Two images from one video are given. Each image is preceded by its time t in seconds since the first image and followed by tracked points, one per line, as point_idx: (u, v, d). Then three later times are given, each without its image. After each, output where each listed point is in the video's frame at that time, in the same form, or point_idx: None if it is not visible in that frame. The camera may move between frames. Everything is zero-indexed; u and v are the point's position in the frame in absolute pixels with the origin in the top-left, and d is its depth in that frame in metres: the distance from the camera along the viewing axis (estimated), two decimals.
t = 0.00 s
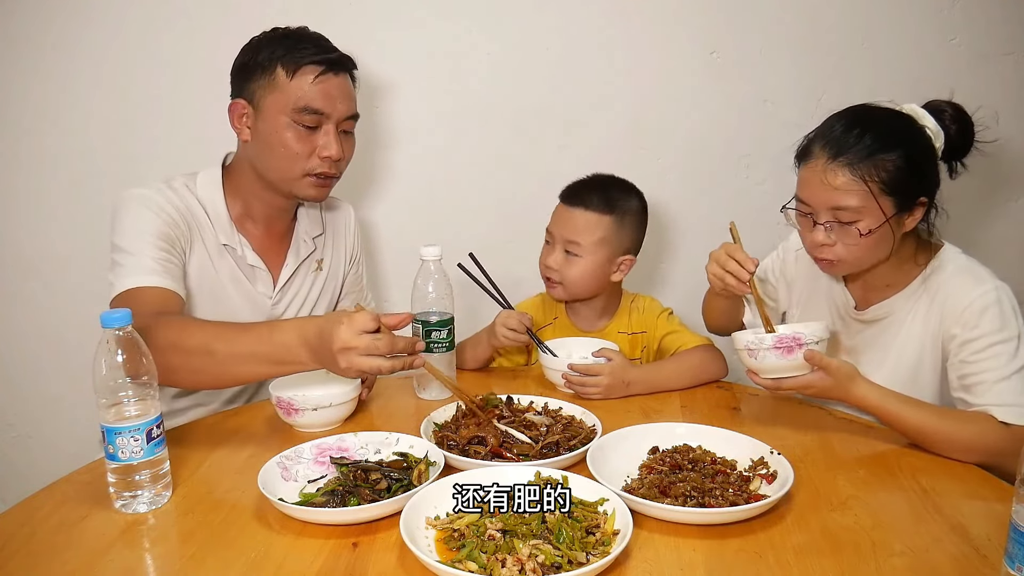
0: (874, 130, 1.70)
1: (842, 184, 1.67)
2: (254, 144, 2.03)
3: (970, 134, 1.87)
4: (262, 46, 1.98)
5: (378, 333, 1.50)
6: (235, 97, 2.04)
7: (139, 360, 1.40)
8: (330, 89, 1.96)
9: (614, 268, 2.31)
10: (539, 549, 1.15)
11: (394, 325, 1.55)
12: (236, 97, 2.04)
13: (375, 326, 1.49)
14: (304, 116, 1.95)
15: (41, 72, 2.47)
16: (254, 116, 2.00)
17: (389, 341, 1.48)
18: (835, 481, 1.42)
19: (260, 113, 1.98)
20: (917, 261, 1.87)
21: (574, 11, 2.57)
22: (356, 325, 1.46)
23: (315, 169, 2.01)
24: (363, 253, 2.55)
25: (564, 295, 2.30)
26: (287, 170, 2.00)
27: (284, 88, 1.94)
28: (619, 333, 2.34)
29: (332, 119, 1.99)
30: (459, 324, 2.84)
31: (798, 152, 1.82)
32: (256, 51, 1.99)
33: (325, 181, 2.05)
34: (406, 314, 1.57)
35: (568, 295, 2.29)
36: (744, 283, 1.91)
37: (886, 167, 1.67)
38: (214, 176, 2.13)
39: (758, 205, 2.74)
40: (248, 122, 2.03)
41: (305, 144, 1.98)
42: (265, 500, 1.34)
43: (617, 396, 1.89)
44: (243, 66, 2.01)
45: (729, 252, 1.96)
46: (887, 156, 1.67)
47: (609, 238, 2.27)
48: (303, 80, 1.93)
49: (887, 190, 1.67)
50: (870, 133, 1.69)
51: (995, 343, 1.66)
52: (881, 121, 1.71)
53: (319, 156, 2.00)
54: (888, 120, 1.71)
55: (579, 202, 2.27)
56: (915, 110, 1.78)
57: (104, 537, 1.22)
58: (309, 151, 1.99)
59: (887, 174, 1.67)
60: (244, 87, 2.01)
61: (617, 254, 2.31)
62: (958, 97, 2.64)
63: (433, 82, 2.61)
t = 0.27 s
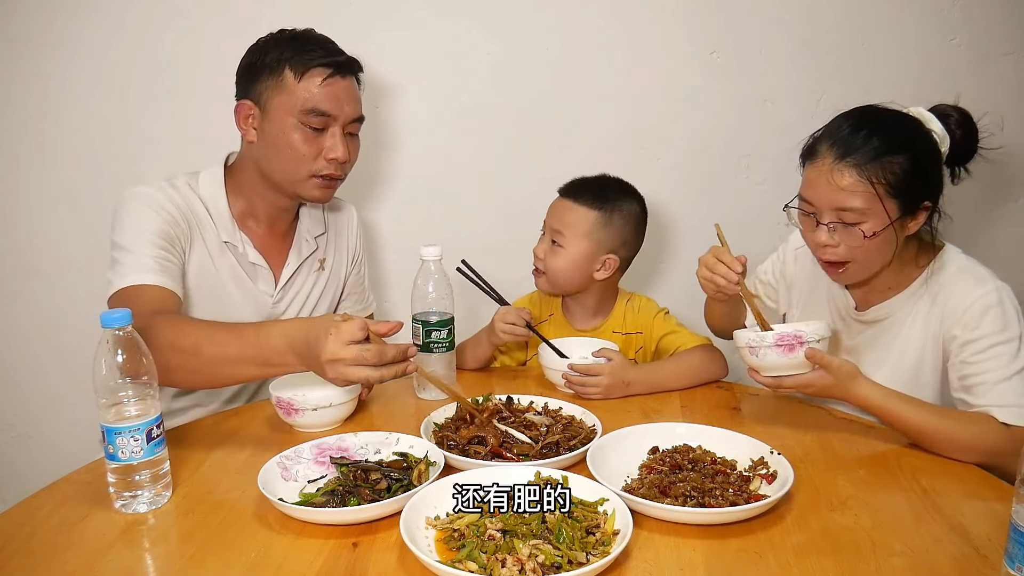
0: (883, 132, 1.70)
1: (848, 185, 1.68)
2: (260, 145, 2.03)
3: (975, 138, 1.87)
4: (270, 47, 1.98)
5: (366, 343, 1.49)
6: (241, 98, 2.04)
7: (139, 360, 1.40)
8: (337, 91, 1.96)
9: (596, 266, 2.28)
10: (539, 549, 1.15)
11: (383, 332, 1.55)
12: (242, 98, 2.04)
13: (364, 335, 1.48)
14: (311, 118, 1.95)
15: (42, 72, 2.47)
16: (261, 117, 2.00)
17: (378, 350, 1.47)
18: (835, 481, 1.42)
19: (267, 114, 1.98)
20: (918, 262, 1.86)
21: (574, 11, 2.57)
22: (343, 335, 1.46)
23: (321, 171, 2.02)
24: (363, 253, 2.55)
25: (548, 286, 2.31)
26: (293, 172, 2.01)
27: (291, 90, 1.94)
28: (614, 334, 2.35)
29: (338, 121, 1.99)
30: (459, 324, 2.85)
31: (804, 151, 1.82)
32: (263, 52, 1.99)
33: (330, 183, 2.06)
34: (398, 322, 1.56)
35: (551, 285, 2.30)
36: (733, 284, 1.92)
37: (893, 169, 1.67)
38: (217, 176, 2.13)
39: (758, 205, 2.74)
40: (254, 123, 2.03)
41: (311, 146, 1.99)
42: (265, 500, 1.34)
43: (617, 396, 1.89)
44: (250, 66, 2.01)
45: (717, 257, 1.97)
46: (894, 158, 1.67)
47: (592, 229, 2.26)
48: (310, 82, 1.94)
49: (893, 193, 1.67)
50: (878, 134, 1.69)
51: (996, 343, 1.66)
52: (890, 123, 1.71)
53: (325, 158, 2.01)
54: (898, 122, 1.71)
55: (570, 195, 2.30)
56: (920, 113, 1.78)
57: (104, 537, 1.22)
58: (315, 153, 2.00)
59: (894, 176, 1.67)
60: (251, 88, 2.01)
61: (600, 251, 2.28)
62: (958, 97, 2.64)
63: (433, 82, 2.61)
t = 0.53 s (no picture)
0: (884, 132, 1.70)
1: (850, 184, 1.67)
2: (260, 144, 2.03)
3: (974, 139, 1.87)
4: (272, 47, 1.98)
5: (358, 339, 1.48)
6: (243, 97, 2.04)
7: (138, 360, 1.40)
8: (339, 91, 1.96)
9: (592, 265, 2.27)
10: (539, 549, 1.15)
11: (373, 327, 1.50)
12: (244, 97, 2.04)
13: (355, 330, 1.47)
14: (312, 118, 1.95)
15: (42, 72, 2.47)
16: (262, 116, 2.00)
17: (368, 347, 1.45)
18: (835, 481, 1.42)
19: (268, 114, 1.98)
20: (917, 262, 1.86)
21: (573, 11, 2.57)
22: (332, 329, 1.45)
23: (322, 171, 2.02)
24: (363, 253, 2.55)
25: (542, 282, 2.32)
26: (294, 171, 2.01)
27: (293, 90, 1.94)
28: (611, 334, 2.34)
29: (340, 122, 1.99)
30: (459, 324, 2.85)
31: (805, 151, 1.82)
32: (266, 51, 1.99)
33: (331, 183, 2.06)
34: (388, 319, 1.51)
35: (545, 282, 2.31)
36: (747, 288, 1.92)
37: (895, 170, 1.67)
38: (217, 176, 2.13)
39: (758, 205, 2.74)
40: (255, 122, 2.03)
41: (312, 146, 1.99)
42: (265, 500, 1.34)
43: (617, 396, 1.89)
44: (252, 65, 2.01)
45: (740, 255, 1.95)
46: (896, 159, 1.67)
47: (588, 228, 2.26)
48: (312, 82, 1.94)
49: (894, 193, 1.67)
50: (880, 135, 1.69)
51: (995, 343, 1.66)
52: (891, 123, 1.71)
53: (326, 158, 2.01)
54: (900, 122, 1.71)
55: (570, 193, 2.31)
56: (920, 112, 1.77)
57: (104, 537, 1.22)
58: (316, 153, 2.00)
59: (895, 176, 1.67)
60: (252, 87, 2.00)
61: (596, 251, 2.28)
62: (958, 97, 2.64)
63: (433, 82, 2.61)
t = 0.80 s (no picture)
0: (887, 129, 1.70)
1: (852, 181, 1.67)
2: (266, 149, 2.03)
3: (976, 143, 1.87)
4: (272, 51, 1.97)
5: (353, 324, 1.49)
6: (245, 103, 2.03)
7: (138, 360, 1.40)
8: (343, 93, 1.98)
9: (592, 264, 2.27)
10: (539, 549, 1.15)
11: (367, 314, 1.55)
12: (246, 103, 2.03)
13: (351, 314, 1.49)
14: (320, 121, 1.97)
15: (42, 72, 2.47)
16: (267, 122, 2.00)
17: (364, 331, 1.46)
18: (835, 481, 1.42)
19: (273, 119, 1.98)
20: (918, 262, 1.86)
21: (573, 11, 2.57)
22: (330, 312, 1.47)
23: (332, 172, 2.04)
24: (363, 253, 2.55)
25: (543, 281, 2.32)
26: (304, 174, 2.02)
27: (298, 94, 1.94)
28: (609, 335, 2.34)
29: (346, 122, 2.01)
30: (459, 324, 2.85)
31: (807, 147, 1.82)
32: (266, 56, 1.98)
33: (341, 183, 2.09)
34: (381, 305, 1.56)
35: (545, 281, 2.31)
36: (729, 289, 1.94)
37: (896, 167, 1.67)
38: (218, 176, 2.13)
39: (758, 205, 2.74)
40: (260, 128, 2.03)
41: (321, 149, 2.00)
42: (265, 500, 1.34)
43: (617, 396, 1.89)
44: (252, 70, 2.00)
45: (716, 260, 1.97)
46: (898, 156, 1.67)
47: (590, 228, 2.26)
48: (317, 85, 1.94)
49: (895, 191, 1.67)
50: (882, 132, 1.69)
51: (995, 343, 1.66)
52: (892, 121, 1.71)
53: (335, 159, 2.03)
54: (902, 121, 1.71)
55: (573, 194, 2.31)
56: (923, 113, 1.78)
57: (104, 537, 1.22)
58: (326, 155, 2.01)
59: (897, 173, 1.67)
60: (255, 93, 2.00)
61: (597, 251, 2.27)
62: (958, 97, 2.64)
63: (433, 82, 2.61)
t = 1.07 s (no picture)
0: (888, 131, 1.69)
1: (851, 183, 1.68)
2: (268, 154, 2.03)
3: (977, 140, 1.87)
4: (274, 57, 1.96)
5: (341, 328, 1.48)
6: (246, 107, 2.02)
7: (138, 360, 1.41)
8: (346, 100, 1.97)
9: (592, 264, 2.27)
10: (539, 549, 1.15)
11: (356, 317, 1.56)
12: (247, 107, 2.02)
13: (339, 318, 1.48)
14: (322, 130, 1.96)
15: (42, 71, 2.47)
16: (268, 128, 2.00)
17: (349, 336, 1.45)
18: (835, 481, 1.42)
19: (275, 127, 1.97)
20: (917, 262, 1.86)
21: (573, 11, 2.57)
22: (318, 316, 1.47)
23: (334, 179, 2.05)
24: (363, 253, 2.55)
25: (543, 281, 2.32)
26: (306, 181, 2.03)
27: (300, 103, 1.93)
28: (608, 335, 2.34)
29: (348, 130, 2.01)
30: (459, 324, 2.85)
31: (808, 147, 1.82)
32: (267, 62, 1.96)
33: (342, 188, 2.10)
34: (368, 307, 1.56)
35: (546, 281, 2.31)
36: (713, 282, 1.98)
37: (896, 169, 1.67)
38: (218, 177, 2.13)
39: (758, 205, 2.74)
40: (262, 134, 2.02)
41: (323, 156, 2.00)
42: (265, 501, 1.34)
43: (617, 396, 1.89)
44: (253, 76, 1.99)
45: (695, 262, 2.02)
46: (898, 157, 1.67)
47: (590, 228, 2.26)
48: (319, 95, 1.93)
49: (895, 192, 1.67)
50: (884, 134, 1.69)
51: (994, 342, 1.66)
52: (893, 122, 1.71)
53: (336, 166, 2.03)
54: (903, 122, 1.71)
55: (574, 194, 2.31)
56: (925, 112, 1.78)
57: (104, 537, 1.22)
58: (327, 163, 2.01)
59: (897, 175, 1.67)
60: (257, 99, 1.99)
61: (597, 250, 2.27)
62: (958, 97, 2.64)
63: (433, 82, 2.61)
